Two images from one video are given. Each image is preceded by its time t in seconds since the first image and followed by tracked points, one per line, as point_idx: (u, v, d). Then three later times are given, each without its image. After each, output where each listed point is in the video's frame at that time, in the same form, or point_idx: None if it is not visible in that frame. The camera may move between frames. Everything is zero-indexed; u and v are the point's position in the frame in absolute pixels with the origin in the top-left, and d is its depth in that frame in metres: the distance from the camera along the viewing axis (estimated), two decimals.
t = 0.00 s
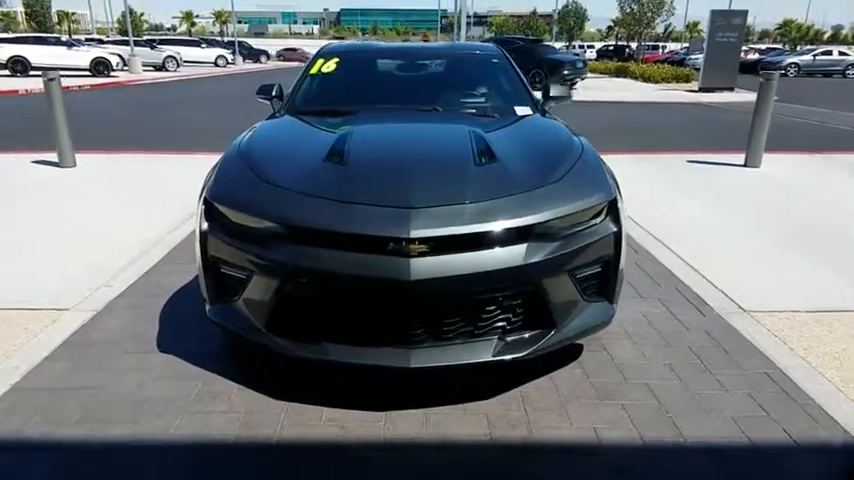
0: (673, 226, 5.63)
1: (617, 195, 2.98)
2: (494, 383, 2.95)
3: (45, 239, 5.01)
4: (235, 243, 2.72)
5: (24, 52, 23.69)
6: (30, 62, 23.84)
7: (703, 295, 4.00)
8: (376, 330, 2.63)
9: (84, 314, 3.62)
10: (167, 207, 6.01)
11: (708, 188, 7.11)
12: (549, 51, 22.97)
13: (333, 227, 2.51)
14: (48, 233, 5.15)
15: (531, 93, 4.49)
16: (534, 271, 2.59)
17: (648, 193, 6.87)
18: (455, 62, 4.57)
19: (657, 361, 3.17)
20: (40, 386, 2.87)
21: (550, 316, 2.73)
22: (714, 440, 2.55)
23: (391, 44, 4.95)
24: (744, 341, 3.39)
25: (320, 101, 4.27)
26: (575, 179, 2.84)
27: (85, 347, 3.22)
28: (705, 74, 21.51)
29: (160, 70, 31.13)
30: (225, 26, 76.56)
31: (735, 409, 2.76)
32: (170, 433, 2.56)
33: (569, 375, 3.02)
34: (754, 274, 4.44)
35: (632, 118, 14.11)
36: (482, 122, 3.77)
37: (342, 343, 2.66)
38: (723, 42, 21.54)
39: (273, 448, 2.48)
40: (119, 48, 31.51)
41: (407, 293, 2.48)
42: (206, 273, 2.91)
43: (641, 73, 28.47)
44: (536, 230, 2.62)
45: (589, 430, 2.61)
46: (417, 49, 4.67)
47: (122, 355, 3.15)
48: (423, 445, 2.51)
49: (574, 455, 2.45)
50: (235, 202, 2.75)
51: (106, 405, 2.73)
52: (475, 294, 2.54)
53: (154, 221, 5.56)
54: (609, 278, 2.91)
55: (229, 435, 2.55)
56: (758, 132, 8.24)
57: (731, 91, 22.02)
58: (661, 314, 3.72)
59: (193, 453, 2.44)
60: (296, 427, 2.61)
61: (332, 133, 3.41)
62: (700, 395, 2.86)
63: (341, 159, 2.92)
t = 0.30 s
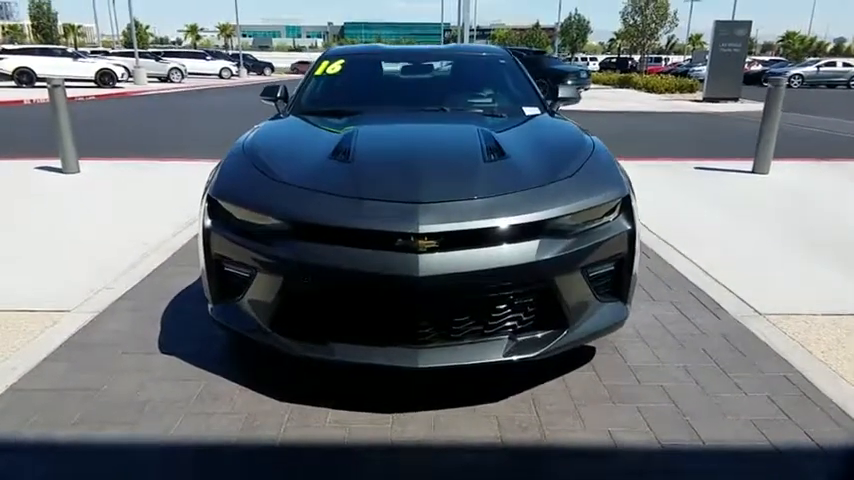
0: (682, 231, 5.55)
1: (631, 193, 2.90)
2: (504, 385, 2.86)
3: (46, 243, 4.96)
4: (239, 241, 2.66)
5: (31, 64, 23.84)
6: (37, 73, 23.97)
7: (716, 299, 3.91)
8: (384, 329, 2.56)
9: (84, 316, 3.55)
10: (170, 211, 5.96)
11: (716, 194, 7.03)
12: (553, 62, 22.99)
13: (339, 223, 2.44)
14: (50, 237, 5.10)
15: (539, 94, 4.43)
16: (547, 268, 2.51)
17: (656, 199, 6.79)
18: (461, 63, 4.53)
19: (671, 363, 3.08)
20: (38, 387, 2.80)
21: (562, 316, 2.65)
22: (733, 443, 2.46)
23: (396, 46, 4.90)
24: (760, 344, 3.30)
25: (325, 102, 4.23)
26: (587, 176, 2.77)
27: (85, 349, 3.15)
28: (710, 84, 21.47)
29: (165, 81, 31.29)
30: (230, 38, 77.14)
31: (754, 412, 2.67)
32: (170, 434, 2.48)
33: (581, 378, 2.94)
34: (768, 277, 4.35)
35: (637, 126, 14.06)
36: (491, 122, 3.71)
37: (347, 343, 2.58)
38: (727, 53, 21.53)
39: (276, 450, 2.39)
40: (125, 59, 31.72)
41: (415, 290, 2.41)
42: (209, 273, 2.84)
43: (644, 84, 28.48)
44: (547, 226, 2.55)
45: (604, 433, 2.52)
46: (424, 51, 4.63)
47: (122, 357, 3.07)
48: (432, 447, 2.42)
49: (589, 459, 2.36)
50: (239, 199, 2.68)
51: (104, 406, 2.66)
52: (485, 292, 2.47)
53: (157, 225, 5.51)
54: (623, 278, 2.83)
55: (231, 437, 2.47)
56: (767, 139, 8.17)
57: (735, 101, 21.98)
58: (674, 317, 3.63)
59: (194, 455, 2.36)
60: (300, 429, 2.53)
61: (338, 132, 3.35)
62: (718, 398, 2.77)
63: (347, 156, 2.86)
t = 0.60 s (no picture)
0: (687, 233, 5.48)
1: (637, 188, 2.84)
2: (508, 386, 2.79)
3: (44, 246, 4.90)
4: (236, 238, 2.60)
5: (33, 74, 23.91)
6: (39, 83, 24.03)
7: (723, 300, 3.84)
8: (384, 327, 2.49)
9: (79, 318, 3.48)
10: (169, 216, 5.91)
11: (720, 197, 6.97)
12: (554, 70, 23.01)
13: (339, 218, 2.38)
14: (47, 241, 5.04)
15: (542, 94, 4.38)
16: (551, 264, 2.45)
17: (659, 202, 6.73)
18: (462, 63, 4.48)
19: (678, 364, 3.00)
20: (29, 389, 2.73)
21: (568, 314, 2.58)
22: (745, 444, 2.38)
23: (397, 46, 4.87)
24: (770, 344, 3.22)
25: (324, 102, 4.19)
26: (592, 171, 2.71)
27: (79, 350, 3.08)
28: (711, 91, 21.45)
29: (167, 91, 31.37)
30: (232, 49, 77.52)
31: (766, 412, 2.59)
32: (165, 437, 2.41)
33: (586, 379, 2.86)
34: (775, 278, 4.28)
35: (639, 133, 14.03)
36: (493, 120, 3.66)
37: (346, 342, 2.52)
38: (728, 60, 21.52)
39: (273, 452, 2.32)
40: (127, 69, 31.83)
41: (417, 287, 2.35)
42: (205, 272, 2.78)
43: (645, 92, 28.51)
44: (552, 221, 2.48)
45: (611, 434, 2.44)
46: (426, 51, 4.59)
47: (117, 359, 3.01)
48: (433, 449, 2.34)
49: (597, 461, 2.28)
50: (236, 195, 2.62)
51: (98, 408, 2.59)
52: (488, 289, 2.40)
53: (156, 228, 5.46)
54: (629, 275, 2.76)
55: (227, 439, 2.40)
56: (770, 143, 8.11)
57: (737, 108, 21.95)
58: (680, 317, 3.56)
59: (189, 457, 2.29)
60: (298, 431, 2.46)
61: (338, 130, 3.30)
62: (728, 399, 2.69)
63: (347, 151, 2.80)
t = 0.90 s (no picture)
0: (689, 235, 5.43)
1: (641, 185, 2.79)
2: (509, 386, 2.73)
3: (39, 247, 4.85)
4: (232, 233, 2.54)
5: (33, 78, 23.89)
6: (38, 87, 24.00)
7: (727, 301, 3.78)
8: (383, 324, 2.44)
9: (73, 318, 3.43)
10: (166, 217, 5.85)
11: (722, 200, 6.92)
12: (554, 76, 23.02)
13: (337, 212, 2.33)
14: (43, 242, 4.99)
15: (543, 93, 4.33)
16: (554, 260, 2.40)
17: (661, 205, 6.68)
18: (463, 61, 4.45)
19: (683, 364, 2.94)
20: (20, 389, 2.67)
21: (571, 312, 2.53)
22: (752, 444, 2.32)
23: (397, 45, 4.83)
24: (776, 344, 3.17)
25: (324, 100, 4.15)
26: (596, 166, 2.66)
27: (71, 350, 3.02)
28: (711, 97, 21.45)
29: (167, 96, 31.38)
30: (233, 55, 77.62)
31: (773, 412, 2.54)
32: (158, 436, 2.35)
33: (589, 379, 2.80)
34: (780, 280, 4.22)
35: (639, 139, 13.99)
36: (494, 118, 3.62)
37: (345, 340, 2.46)
38: (727, 66, 21.54)
39: (270, 452, 2.26)
40: (127, 75, 31.85)
41: (417, 282, 2.30)
42: (201, 269, 2.73)
43: (646, 98, 28.53)
44: (554, 217, 2.43)
45: (616, 434, 2.38)
46: (426, 49, 4.55)
47: (111, 358, 2.95)
48: (434, 450, 2.29)
49: (602, 461, 2.22)
50: (232, 190, 2.57)
51: (90, 408, 2.53)
52: (489, 285, 2.35)
53: (153, 230, 5.40)
54: (633, 273, 2.71)
55: (221, 439, 2.34)
56: (771, 146, 8.08)
57: (737, 114, 21.94)
58: (684, 318, 3.51)
59: (183, 457, 2.23)
60: (296, 430, 2.40)
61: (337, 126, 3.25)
62: (734, 399, 2.64)
63: (346, 146, 2.75)
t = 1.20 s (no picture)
0: (689, 237, 5.40)
1: (641, 183, 2.75)
2: (506, 385, 2.69)
3: (32, 243, 4.80)
4: (227, 227, 2.50)
5: (30, 76, 23.80)
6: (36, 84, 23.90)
7: (726, 303, 3.75)
8: (379, 321, 2.40)
9: (64, 313, 3.38)
10: (161, 214, 5.80)
11: (721, 202, 6.90)
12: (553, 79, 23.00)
13: (333, 206, 2.28)
14: (36, 238, 4.94)
15: (542, 91, 4.30)
16: (553, 258, 2.36)
17: (660, 208, 6.65)
18: (462, 59, 4.42)
19: (682, 366, 2.91)
20: (8, 384, 2.62)
21: (569, 311, 2.49)
22: (751, 446, 2.29)
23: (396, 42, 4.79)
24: (775, 346, 3.14)
25: (321, 96, 4.11)
26: (596, 164, 2.63)
27: (61, 345, 2.98)
28: (709, 101, 21.45)
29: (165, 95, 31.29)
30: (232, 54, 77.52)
31: (773, 414, 2.50)
32: (148, 434, 2.30)
33: (588, 379, 2.77)
34: (779, 282, 4.19)
35: (638, 142, 13.96)
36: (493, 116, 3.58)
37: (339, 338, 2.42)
38: (725, 70, 21.55)
39: (261, 450, 2.22)
40: (126, 73, 31.75)
41: (414, 279, 2.26)
42: (195, 265, 2.68)
43: (644, 102, 28.55)
44: (554, 214, 2.40)
45: (614, 435, 2.35)
46: (426, 47, 4.52)
47: (102, 354, 2.90)
48: (429, 449, 2.25)
49: (599, 462, 2.18)
50: (227, 184, 2.53)
51: (79, 404, 2.48)
52: (487, 283, 2.31)
53: (148, 226, 5.36)
54: (633, 272, 2.68)
55: (212, 436, 2.29)
56: (770, 150, 8.06)
57: (735, 118, 21.95)
58: (683, 319, 3.47)
59: (172, 455, 2.18)
60: (288, 429, 2.36)
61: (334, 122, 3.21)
62: (733, 400, 2.60)
63: (343, 141, 2.71)
